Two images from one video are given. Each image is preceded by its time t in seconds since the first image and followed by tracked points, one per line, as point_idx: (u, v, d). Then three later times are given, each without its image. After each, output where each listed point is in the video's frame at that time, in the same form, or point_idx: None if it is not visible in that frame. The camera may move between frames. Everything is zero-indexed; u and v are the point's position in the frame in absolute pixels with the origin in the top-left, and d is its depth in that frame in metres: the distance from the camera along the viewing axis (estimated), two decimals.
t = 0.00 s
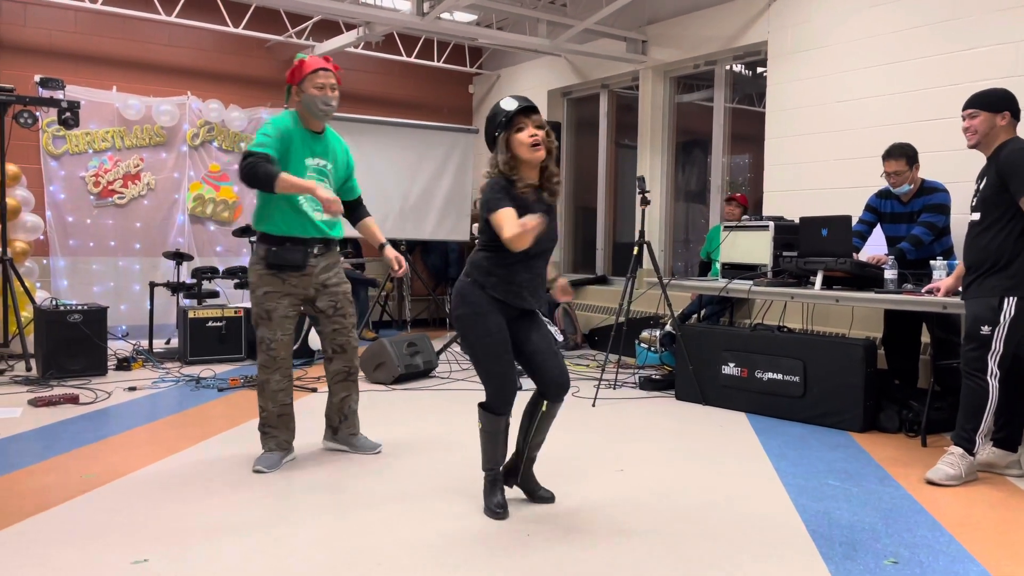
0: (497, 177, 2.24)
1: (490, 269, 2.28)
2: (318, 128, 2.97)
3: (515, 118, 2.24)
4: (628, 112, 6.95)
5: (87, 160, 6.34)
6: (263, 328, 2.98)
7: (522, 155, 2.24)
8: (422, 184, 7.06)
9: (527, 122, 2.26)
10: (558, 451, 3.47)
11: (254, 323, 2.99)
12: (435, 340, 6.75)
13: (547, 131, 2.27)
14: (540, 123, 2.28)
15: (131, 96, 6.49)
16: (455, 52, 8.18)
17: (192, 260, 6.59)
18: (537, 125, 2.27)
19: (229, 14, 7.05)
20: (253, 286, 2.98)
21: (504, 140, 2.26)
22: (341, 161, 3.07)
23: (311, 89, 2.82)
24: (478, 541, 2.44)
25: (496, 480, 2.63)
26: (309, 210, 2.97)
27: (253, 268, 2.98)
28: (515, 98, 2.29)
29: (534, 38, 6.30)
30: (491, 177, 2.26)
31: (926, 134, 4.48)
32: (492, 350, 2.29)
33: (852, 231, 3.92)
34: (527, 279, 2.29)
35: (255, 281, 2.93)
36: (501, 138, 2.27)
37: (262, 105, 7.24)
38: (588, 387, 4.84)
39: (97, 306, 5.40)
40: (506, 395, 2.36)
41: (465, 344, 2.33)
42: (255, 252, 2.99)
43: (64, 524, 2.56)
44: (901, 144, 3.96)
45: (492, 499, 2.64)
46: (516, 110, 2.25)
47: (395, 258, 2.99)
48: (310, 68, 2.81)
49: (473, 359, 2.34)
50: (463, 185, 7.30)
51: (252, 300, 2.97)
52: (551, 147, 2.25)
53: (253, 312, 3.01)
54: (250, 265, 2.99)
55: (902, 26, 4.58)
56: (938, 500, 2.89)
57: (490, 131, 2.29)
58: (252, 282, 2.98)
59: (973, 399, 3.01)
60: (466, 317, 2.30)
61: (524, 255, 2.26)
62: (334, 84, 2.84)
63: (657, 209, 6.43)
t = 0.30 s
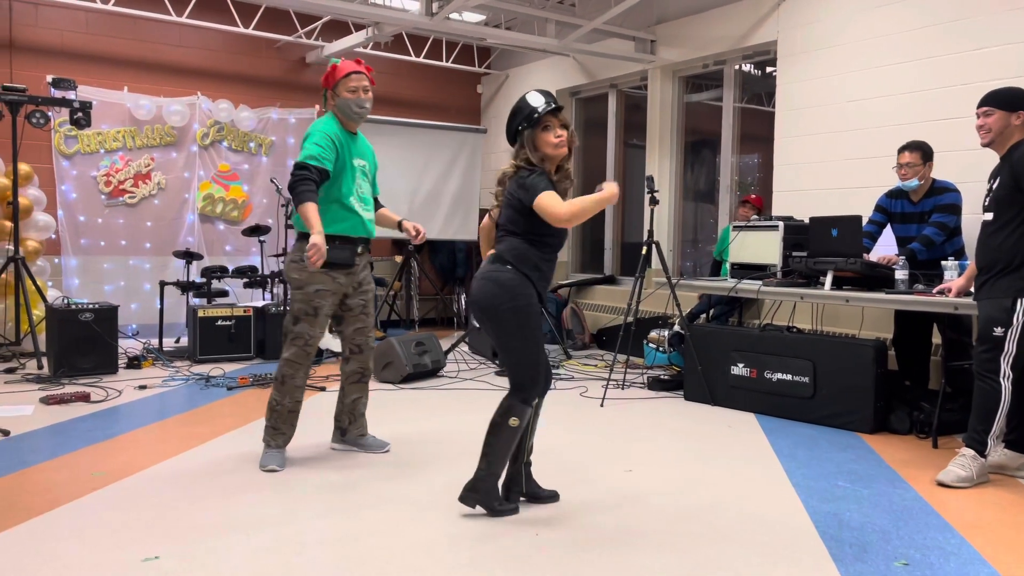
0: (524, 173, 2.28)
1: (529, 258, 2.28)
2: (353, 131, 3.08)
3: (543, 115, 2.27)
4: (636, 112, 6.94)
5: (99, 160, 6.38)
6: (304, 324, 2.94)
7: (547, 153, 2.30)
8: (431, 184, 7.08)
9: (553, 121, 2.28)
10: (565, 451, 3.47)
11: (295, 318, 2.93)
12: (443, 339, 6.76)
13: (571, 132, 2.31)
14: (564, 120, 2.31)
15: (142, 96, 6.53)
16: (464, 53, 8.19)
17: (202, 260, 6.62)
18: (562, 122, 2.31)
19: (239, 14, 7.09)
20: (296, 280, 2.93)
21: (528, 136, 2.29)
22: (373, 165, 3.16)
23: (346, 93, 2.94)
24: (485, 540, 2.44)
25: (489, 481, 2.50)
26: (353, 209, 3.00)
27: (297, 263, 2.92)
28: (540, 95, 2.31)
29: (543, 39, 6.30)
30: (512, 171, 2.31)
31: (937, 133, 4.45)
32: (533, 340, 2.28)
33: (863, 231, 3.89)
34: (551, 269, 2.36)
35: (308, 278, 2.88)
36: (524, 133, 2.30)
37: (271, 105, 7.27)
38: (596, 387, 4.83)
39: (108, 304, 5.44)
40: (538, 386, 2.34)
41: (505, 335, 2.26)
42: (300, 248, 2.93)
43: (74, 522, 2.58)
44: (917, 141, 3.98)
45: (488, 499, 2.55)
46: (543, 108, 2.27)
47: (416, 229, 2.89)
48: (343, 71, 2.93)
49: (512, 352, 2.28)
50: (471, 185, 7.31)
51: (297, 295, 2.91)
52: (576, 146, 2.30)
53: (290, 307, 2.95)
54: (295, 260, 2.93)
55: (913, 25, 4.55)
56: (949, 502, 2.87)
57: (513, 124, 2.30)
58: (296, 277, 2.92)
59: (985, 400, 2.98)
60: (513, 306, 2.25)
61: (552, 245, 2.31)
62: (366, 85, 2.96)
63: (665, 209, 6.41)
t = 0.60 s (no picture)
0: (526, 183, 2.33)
1: (550, 279, 2.31)
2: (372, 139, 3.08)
3: (554, 128, 2.30)
4: (647, 115, 6.93)
5: (113, 163, 6.43)
6: (352, 327, 2.93)
7: (551, 165, 2.34)
8: (441, 187, 7.09)
9: (562, 135, 2.32)
10: (576, 454, 3.46)
11: (341, 323, 2.92)
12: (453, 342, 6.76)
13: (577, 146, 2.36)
14: (572, 133, 2.35)
15: (155, 99, 6.57)
16: (474, 56, 8.20)
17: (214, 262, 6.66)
18: (570, 135, 2.35)
19: (251, 18, 7.12)
20: (332, 288, 2.92)
21: (535, 146, 2.33)
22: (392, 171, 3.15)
23: (368, 98, 2.93)
24: (497, 543, 2.43)
25: (536, 473, 2.46)
26: (375, 217, 2.98)
27: (327, 271, 2.92)
28: (552, 106, 2.33)
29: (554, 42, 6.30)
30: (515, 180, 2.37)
31: (951, 136, 4.42)
32: (578, 348, 2.33)
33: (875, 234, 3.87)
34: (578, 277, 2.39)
35: (345, 281, 2.89)
36: (531, 142, 2.34)
37: (283, 108, 7.30)
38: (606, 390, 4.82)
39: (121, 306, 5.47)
40: (597, 383, 2.38)
41: (551, 354, 2.32)
42: (325, 257, 2.93)
43: (88, 522, 2.60)
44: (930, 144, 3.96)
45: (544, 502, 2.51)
46: (554, 121, 2.30)
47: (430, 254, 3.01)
48: (366, 76, 2.92)
49: (563, 366, 2.33)
50: (482, 188, 7.31)
51: (340, 300, 2.91)
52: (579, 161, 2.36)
53: (335, 315, 2.92)
54: (326, 270, 2.92)
55: (926, 27, 4.53)
56: (963, 506, 2.85)
57: (522, 133, 2.33)
58: (333, 285, 2.92)
59: (999, 405, 2.96)
60: (549, 328, 2.31)
61: (570, 255, 2.34)
62: (388, 91, 2.95)
63: (676, 212, 6.39)
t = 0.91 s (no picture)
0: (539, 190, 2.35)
1: (563, 284, 2.33)
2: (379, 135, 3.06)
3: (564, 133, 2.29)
4: (658, 116, 6.91)
5: (125, 164, 6.47)
6: (360, 330, 2.94)
7: (561, 170, 2.36)
8: (450, 189, 7.09)
9: (572, 142, 2.32)
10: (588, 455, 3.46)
11: (350, 325, 2.92)
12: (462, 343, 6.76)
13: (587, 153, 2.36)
14: (584, 137, 2.33)
15: (167, 101, 6.60)
16: (485, 57, 8.21)
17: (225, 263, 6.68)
18: (581, 139, 2.34)
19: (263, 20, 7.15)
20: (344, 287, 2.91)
21: (545, 152, 2.33)
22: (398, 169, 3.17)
23: (382, 95, 2.93)
24: (508, 544, 2.43)
25: (563, 479, 2.40)
26: (389, 213, 3.00)
27: (344, 268, 2.90)
28: (563, 110, 2.31)
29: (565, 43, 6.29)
30: (528, 183, 2.41)
31: (965, 137, 4.39)
32: (595, 353, 2.33)
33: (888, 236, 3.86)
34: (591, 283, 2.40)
35: (362, 281, 2.91)
36: (541, 147, 2.34)
37: (294, 109, 7.32)
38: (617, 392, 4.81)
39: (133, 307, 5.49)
40: (614, 385, 2.38)
41: (568, 359, 2.31)
42: (340, 254, 2.91)
43: (103, 520, 2.61)
44: (944, 145, 3.94)
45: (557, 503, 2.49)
46: (564, 126, 2.29)
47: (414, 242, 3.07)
48: (383, 73, 2.90)
49: (579, 371, 2.32)
50: (492, 189, 7.31)
51: (352, 300, 2.91)
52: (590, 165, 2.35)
53: (345, 315, 2.91)
54: (341, 267, 2.90)
55: (940, 28, 4.51)
56: (977, 509, 2.84)
57: (533, 138, 2.34)
58: (348, 283, 2.91)
59: (1013, 407, 2.94)
60: (565, 334, 2.31)
61: (582, 261, 2.35)
62: (404, 89, 2.94)
63: (687, 213, 6.38)
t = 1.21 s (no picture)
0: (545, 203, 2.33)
1: (562, 293, 2.32)
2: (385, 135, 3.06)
3: (572, 145, 2.29)
4: (667, 115, 6.90)
5: (135, 164, 6.50)
6: (379, 329, 2.96)
7: (568, 182, 2.36)
8: (458, 189, 7.09)
9: (580, 154, 2.31)
10: (598, 456, 3.46)
11: (373, 324, 2.93)
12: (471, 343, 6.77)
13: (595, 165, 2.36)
14: (592, 149, 2.33)
15: (178, 102, 6.63)
16: (493, 57, 8.22)
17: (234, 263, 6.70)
18: (589, 151, 2.33)
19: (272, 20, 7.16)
20: (366, 286, 2.92)
21: (553, 163, 2.33)
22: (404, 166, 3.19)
23: (393, 99, 2.93)
24: (518, 544, 2.43)
25: (570, 481, 2.41)
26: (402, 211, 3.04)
27: (366, 267, 2.91)
28: (573, 121, 2.30)
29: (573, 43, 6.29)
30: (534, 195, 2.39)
31: (975, 136, 4.37)
32: (598, 357, 2.34)
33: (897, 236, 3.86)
34: (592, 289, 2.39)
35: (387, 280, 2.94)
36: (549, 158, 2.33)
37: (303, 109, 7.33)
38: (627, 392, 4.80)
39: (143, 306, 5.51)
40: (619, 386, 2.38)
41: (570, 365, 2.32)
42: (362, 253, 2.91)
43: (113, 519, 2.63)
44: (954, 144, 3.92)
45: (562, 504, 2.48)
46: (573, 138, 2.28)
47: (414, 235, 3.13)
48: (394, 77, 2.90)
49: (582, 376, 2.33)
50: (500, 189, 7.31)
51: (377, 299, 2.94)
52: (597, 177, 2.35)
53: (369, 314, 2.92)
54: (364, 266, 2.91)
55: (951, 27, 4.49)
56: (987, 511, 2.83)
57: (542, 149, 2.33)
58: (371, 283, 2.92)
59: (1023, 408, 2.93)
60: (565, 341, 2.31)
61: (584, 271, 2.34)
62: (414, 92, 2.95)
63: (697, 213, 6.37)
